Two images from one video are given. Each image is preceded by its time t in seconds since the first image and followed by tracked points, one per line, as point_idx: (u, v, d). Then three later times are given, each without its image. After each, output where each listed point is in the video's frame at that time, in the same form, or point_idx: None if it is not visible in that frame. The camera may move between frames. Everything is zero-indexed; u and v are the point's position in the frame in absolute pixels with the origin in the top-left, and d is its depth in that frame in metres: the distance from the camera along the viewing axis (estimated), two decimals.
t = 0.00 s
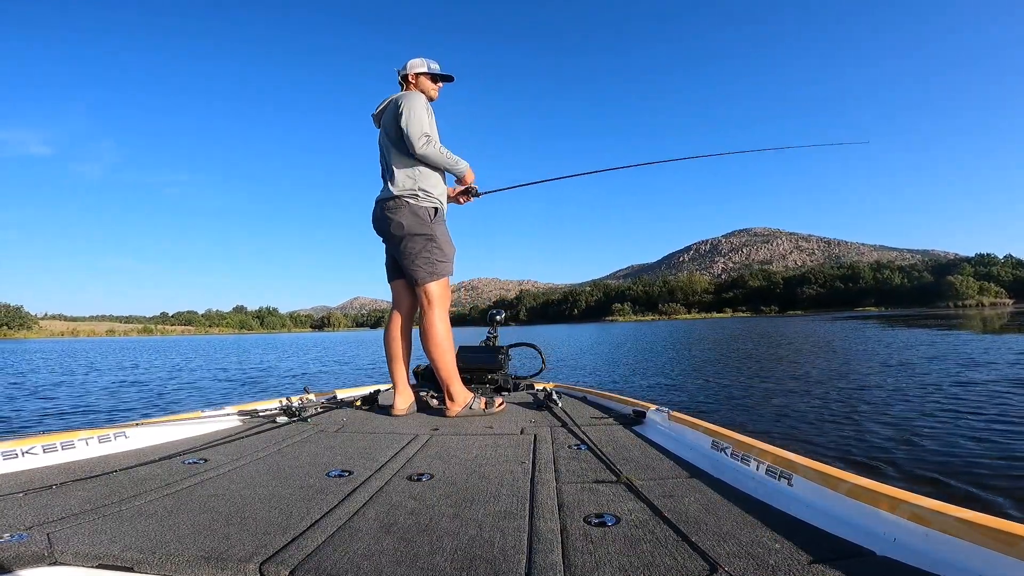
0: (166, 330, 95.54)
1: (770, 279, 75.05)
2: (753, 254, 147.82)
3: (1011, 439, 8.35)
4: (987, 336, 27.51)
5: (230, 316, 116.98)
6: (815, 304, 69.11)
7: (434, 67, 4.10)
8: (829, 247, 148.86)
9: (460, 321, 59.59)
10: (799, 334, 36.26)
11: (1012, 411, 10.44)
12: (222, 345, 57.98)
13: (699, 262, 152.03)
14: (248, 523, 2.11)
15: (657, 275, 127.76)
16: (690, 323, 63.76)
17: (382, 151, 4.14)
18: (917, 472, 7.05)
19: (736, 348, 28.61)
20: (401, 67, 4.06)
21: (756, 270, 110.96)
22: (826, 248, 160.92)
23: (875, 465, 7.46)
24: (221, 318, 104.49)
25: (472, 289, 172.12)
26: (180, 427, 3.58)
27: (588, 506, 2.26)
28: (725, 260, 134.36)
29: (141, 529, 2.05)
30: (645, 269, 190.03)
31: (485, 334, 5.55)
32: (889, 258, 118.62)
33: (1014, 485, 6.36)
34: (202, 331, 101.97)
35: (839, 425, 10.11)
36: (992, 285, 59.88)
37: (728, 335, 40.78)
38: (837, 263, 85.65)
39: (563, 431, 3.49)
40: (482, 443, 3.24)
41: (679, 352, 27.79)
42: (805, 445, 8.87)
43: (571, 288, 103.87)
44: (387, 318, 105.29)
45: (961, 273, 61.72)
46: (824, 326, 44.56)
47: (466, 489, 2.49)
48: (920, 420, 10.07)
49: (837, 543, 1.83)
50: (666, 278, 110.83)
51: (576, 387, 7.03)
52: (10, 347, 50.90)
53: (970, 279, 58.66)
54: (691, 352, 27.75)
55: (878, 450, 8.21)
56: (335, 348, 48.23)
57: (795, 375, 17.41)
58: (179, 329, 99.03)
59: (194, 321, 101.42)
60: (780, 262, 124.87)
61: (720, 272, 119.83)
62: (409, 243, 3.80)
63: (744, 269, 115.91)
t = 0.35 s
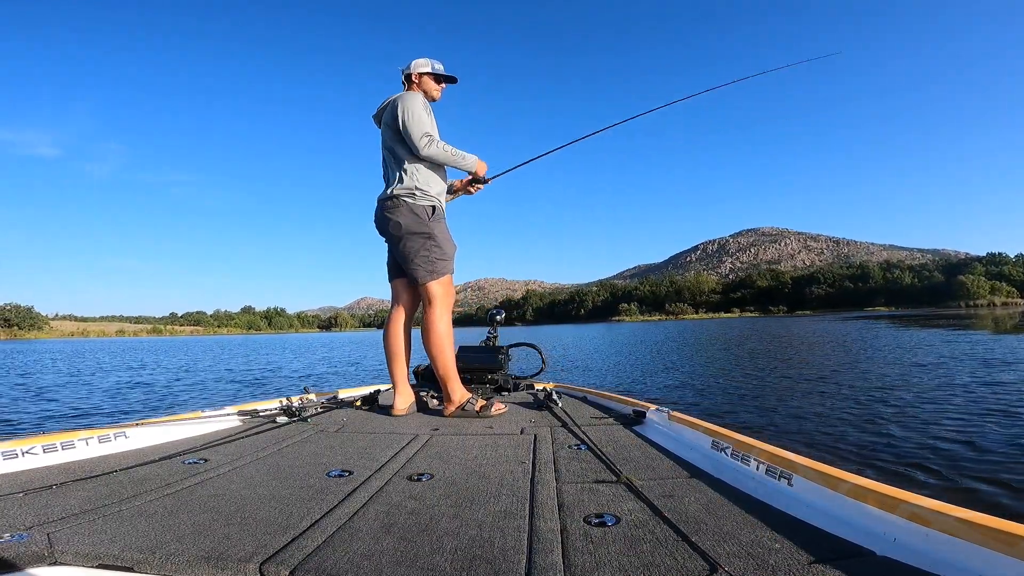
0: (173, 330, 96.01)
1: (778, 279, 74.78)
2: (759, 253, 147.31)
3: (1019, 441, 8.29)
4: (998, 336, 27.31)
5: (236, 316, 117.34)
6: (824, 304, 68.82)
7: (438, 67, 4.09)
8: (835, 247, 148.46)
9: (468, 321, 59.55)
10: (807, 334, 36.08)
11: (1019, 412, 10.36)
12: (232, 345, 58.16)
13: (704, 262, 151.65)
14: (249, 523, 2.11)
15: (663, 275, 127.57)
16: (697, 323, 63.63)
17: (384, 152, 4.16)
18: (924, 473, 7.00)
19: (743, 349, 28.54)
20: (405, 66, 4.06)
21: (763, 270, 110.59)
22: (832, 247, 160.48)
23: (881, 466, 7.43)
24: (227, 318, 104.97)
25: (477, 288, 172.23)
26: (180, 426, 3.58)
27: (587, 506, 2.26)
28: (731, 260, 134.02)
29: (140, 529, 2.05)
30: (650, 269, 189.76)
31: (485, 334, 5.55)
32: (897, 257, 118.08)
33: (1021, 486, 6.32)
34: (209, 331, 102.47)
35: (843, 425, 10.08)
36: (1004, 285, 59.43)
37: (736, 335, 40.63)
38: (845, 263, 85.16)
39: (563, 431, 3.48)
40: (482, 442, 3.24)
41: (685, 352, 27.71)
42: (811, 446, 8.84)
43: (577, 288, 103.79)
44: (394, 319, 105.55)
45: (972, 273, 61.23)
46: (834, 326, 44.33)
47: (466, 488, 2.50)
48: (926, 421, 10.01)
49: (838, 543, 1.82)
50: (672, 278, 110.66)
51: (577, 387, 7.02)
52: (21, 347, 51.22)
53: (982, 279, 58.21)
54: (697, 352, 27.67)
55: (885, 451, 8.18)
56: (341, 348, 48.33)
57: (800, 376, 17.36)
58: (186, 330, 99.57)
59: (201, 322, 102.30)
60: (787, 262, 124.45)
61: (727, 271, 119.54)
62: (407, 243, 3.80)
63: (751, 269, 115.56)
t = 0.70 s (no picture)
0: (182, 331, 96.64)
1: (787, 277, 74.41)
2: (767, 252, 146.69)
3: None
4: (1011, 335, 27.00)
5: (245, 317, 117.69)
6: (835, 303, 68.48)
7: (453, 62, 4.10)
8: (842, 246, 147.78)
9: (476, 321, 59.47)
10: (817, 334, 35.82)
11: None
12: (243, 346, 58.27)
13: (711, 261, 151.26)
14: (249, 523, 2.11)
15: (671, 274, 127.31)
16: (706, 323, 63.45)
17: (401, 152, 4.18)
18: (931, 476, 6.95)
19: (751, 348, 28.41)
20: (418, 61, 4.05)
21: (771, 269, 110.09)
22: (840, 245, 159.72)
23: (888, 468, 7.39)
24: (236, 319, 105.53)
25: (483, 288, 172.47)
26: (180, 427, 3.59)
27: (587, 506, 2.26)
28: (739, 260, 133.48)
29: (141, 529, 2.05)
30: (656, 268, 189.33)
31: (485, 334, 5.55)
32: (906, 256, 117.35)
33: None
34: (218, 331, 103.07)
35: (850, 426, 10.02)
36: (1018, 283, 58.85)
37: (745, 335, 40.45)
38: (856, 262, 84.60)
39: (563, 431, 3.48)
40: (482, 443, 3.24)
41: (693, 353, 27.62)
42: (818, 447, 8.79)
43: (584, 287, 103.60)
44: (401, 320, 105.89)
45: (985, 271, 60.64)
46: (847, 325, 44.02)
47: (465, 488, 2.50)
48: (934, 422, 9.94)
49: (837, 543, 1.82)
50: (681, 277, 110.38)
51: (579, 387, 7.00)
52: (34, 348, 51.69)
53: (995, 277, 57.65)
54: (705, 352, 27.57)
55: (893, 453, 8.12)
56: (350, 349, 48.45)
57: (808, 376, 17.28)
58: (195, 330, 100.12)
59: (211, 323, 103.03)
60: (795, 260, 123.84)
61: (735, 270, 119.14)
62: (427, 239, 3.79)
63: (759, 267, 115.06)
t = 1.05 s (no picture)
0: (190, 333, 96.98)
1: (795, 275, 74.20)
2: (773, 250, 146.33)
3: None
4: None
5: (251, 319, 118.06)
6: (844, 299, 68.26)
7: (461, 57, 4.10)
8: (848, 243, 147.35)
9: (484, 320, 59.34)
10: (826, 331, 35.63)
11: None
12: (251, 348, 58.17)
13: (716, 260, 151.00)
14: (249, 523, 2.11)
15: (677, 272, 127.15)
16: (714, 321, 63.37)
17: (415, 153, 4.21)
18: (938, 475, 6.92)
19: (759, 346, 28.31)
20: (425, 57, 4.05)
21: (779, 266, 109.80)
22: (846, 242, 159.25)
23: (895, 467, 7.35)
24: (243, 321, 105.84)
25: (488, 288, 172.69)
26: (179, 427, 3.58)
27: (587, 505, 2.26)
28: (745, 257, 133.23)
29: (141, 529, 2.05)
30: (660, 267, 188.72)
31: (484, 334, 5.55)
32: (914, 252, 116.90)
33: None
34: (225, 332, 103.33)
35: (855, 425, 9.99)
36: None
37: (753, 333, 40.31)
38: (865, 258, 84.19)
39: (563, 431, 3.48)
40: (481, 443, 3.24)
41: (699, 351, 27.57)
42: (824, 446, 8.76)
43: (590, 286, 103.34)
44: (408, 321, 106.12)
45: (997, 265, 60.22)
46: (858, 322, 43.81)
47: (465, 488, 2.50)
48: (940, 421, 9.90)
49: (836, 542, 1.82)
50: (688, 274, 110.21)
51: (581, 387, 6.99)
52: (41, 352, 51.91)
53: (1006, 272, 57.27)
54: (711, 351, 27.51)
55: (900, 452, 8.08)
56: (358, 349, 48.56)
57: (814, 375, 17.23)
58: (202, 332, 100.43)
59: (218, 324, 103.34)
60: (802, 258, 123.44)
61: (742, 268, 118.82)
62: (440, 240, 3.83)
63: (767, 265, 114.78)
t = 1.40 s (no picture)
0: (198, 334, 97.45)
1: (803, 272, 73.97)
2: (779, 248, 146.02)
3: None
4: None
5: (258, 321, 118.53)
6: (853, 296, 68.02)
7: (464, 53, 4.09)
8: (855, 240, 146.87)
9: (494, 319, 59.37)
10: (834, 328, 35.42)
11: None
12: (260, 348, 58.31)
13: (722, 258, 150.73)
14: (248, 523, 2.11)
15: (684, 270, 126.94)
16: (722, 319, 63.29)
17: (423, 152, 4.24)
18: (946, 473, 6.88)
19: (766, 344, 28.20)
20: (428, 55, 4.05)
21: (786, 264, 109.44)
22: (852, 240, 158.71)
23: (904, 465, 7.31)
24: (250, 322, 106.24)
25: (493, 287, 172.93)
26: (179, 427, 3.59)
27: (588, 506, 2.26)
28: (752, 255, 132.93)
29: (141, 529, 2.05)
30: (666, 266, 188.42)
31: (485, 334, 5.54)
32: (922, 249, 116.37)
33: None
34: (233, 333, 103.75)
35: (862, 424, 9.95)
36: None
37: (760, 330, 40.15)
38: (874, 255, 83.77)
39: (563, 432, 3.48)
40: (481, 443, 3.23)
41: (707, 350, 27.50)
42: (832, 444, 8.72)
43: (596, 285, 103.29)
44: (415, 322, 106.47)
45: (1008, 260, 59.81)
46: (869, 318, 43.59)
47: (464, 488, 2.49)
48: (947, 418, 9.84)
49: (836, 543, 1.82)
50: (695, 272, 109.98)
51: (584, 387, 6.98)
52: (50, 355, 52.24)
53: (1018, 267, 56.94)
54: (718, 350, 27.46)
55: (909, 450, 8.02)
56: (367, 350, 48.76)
57: (821, 373, 17.17)
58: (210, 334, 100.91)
59: (226, 326, 103.85)
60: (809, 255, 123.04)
61: (750, 266, 118.50)
62: (444, 241, 3.84)
63: (774, 262, 114.46)
